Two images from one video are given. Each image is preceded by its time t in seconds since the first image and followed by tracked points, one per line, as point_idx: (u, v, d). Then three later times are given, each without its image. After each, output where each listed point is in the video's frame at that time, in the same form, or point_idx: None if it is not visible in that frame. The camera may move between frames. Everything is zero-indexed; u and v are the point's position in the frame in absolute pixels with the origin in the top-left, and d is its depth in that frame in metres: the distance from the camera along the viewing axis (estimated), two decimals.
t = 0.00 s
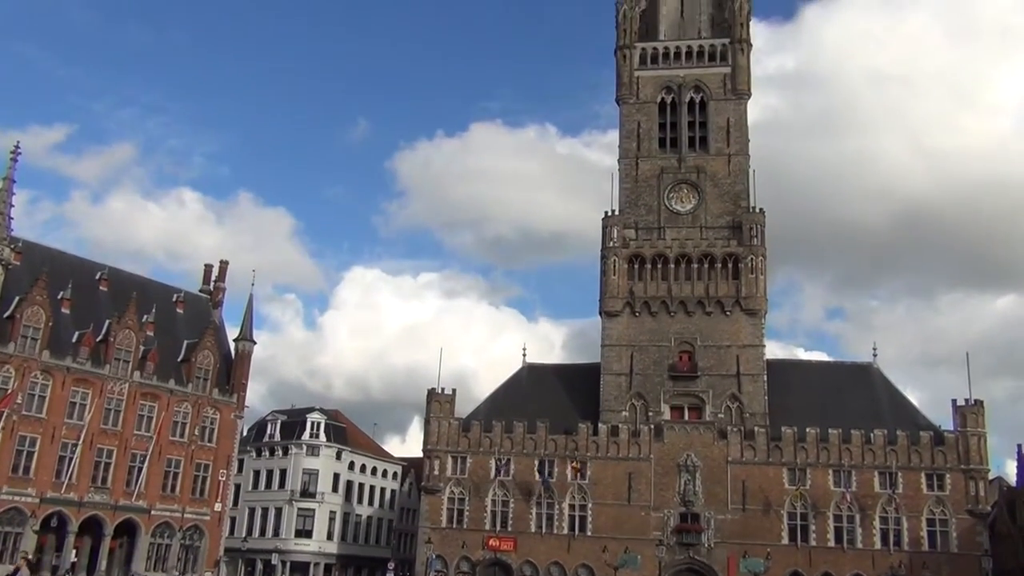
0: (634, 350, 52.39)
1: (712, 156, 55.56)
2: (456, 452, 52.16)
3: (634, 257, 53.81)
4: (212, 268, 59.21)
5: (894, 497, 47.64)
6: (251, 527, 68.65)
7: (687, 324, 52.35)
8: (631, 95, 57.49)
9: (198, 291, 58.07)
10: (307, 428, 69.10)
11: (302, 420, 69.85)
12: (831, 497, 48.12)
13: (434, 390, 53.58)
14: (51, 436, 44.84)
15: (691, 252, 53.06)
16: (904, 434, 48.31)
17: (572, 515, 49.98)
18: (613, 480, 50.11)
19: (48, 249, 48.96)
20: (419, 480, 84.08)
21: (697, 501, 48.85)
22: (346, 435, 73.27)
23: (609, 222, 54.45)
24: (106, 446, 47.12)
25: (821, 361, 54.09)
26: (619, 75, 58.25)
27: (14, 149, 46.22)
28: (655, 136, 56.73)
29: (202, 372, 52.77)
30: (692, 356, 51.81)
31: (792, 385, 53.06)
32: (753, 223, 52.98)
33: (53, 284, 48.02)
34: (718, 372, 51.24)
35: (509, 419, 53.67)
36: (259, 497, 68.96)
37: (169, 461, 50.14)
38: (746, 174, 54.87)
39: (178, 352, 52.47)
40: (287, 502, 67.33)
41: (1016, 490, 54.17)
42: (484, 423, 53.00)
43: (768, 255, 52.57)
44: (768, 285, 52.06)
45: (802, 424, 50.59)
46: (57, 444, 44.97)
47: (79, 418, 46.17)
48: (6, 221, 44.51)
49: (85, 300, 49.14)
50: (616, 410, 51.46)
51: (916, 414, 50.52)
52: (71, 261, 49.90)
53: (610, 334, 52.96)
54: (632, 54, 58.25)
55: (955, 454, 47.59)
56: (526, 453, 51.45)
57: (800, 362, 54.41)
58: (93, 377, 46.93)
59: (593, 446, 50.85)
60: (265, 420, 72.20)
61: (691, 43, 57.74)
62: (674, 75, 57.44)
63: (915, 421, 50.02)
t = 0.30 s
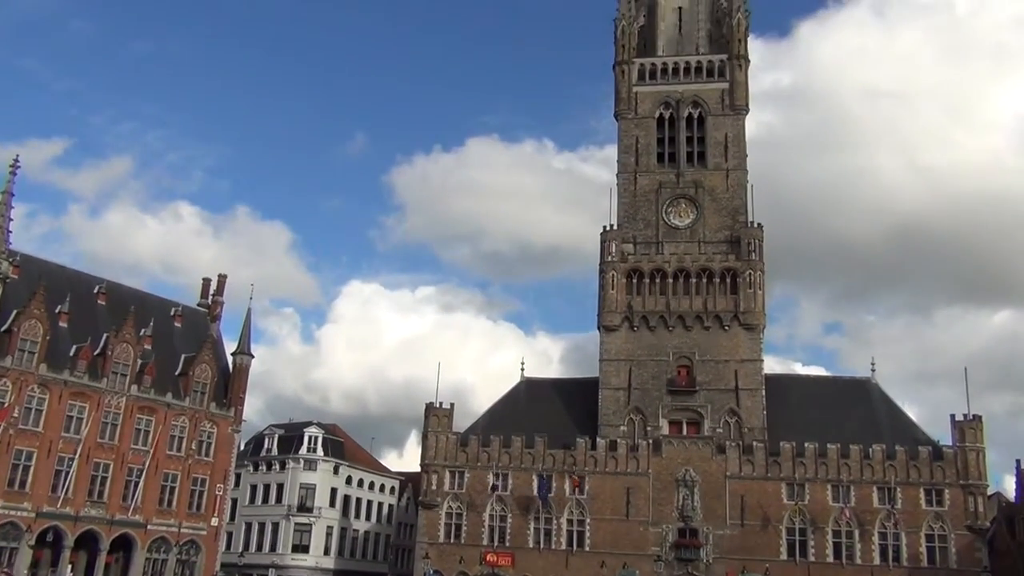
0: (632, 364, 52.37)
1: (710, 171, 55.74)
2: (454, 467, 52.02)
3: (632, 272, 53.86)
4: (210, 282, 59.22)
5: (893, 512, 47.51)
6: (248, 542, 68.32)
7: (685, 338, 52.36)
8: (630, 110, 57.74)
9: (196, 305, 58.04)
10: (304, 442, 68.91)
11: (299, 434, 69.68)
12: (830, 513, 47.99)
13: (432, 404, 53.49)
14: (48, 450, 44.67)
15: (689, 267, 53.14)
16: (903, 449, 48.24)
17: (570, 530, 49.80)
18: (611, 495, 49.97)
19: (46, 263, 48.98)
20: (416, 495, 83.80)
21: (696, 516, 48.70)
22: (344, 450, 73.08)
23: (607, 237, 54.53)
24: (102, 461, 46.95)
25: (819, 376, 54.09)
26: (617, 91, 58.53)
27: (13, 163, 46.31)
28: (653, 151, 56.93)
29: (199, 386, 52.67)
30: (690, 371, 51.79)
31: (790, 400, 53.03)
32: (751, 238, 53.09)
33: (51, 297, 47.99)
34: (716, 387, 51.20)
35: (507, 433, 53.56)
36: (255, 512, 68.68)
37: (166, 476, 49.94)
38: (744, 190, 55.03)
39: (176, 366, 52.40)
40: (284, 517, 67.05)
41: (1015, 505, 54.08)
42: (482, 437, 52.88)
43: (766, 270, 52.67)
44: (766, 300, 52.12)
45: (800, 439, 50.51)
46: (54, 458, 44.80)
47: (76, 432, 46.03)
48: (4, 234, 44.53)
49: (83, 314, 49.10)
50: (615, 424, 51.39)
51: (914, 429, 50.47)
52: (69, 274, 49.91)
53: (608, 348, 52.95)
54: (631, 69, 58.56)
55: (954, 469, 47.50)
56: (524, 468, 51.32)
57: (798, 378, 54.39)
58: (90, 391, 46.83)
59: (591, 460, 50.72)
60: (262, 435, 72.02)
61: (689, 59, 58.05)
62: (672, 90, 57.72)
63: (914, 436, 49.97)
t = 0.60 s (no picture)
0: (630, 378, 52.32)
1: (708, 186, 55.90)
2: (452, 481, 51.86)
3: (630, 286, 53.89)
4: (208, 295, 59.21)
5: (891, 528, 47.36)
6: (244, 556, 67.92)
7: (683, 352, 52.35)
8: (628, 125, 57.96)
9: (194, 318, 57.99)
10: (301, 456, 68.70)
11: (296, 447, 69.48)
12: (829, 528, 47.83)
13: (430, 418, 53.40)
14: (44, 463, 44.49)
15: (687, 281, 53.19)
16: (901, 464, 48.15)
17: (567, 545, 49.60)
18: (609, 509, 49.82)
19: (44, 275, 48.96)
20: (414, 509, 83.47)
21: (694, 531, 48.53)
22: (341, 464, 72.82)
23: (606, 250, 54.59)
24: (99, 474, 46.77)
25: (817, 390, 54.06)
26: (616, 105, 58.78)
27: (12, 175, 46.37)
28: (652, 166, 57.10)
29: (196, 399, 52.56)
30: (689, 386, 51.74)
31: (788, 415, 52.98)
32: (749, 252, 53.17)
33: (49, 310, 47.95)
34: (715, 401, 51.15)
35: (505, 447, 53.45)
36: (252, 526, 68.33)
37: (162, 489, 49.75)
38: (743, 204, 55.17)
39: (173, 378, 52.31)
40: (281, 531, 66.71)
41: (1014, 520, 53.97)
42: (480, 451, 52.77)
43: (764, 284, 52.73)
44: (764, 314, 52.16)
45: (799, 454, 50.41)
46: (50, 471, 44.63)
47: (72, 445, 45.88)
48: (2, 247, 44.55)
49: (80, 326, 49.04)
50: (613, 439, 51.30)
51: (913, 443, 50.41)
52: (67, 286, 49.89)
53: (607, 362, 52.91)
54: (629, 84, 58.81)
55: (953, 484, 47.39)
56: (522, 482, 51.17)
57: (797, 392, 54.34)
58: (87, 403, 46.72)
59: (589, 474, 50.58)
60: (259, 448, 71.80)
61: (687, 74, 58.33)
62: (670, 105, 57.95)
63: (913, 451, 49.90)
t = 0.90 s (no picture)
0: (628, 392, 52.28)
1: (707, 200, 56.05)
2: (449, 494, 51.71)
3: (629, 299, 53.92)
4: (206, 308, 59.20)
5: (890, 543, 47.22)
6: (240, 570, 67.47)
7: (682, 366, 52.33)
8: (626, 139, 58.17)
9: (192, 330, 57.95)
10: (299, 469, 68.50)
11: (294, 460, 69.31)
12: (827, 542, 47.69)
13: (428, 431, 53.30)
14: (40, 475, 44.34)
15: (685, 295, 53.23)
16: (900, 479, 48.08)
17: (565, 559, 49.41)
18: (607, 523, 49.67)
19: (42, 287, 48.95)
20: (411, 522, 83.17)
21: (692, 546, 48.37)
22: (339, 477, 72.61)
23: (604, 264, 54.65)
24: (95, 486, 46.62)
25: (815, 404, 54.03)
26: (614, 119, 59.01)
27: (11, 187, 46.42)
28: (650, 179, 57.27)
29: (194, 412, 52.46)
30: (687, 399, 51.70)
31: (786, 429, 52.93)
32: (747, 266, 53.25)
33: (47, 322, 47.93)
34: (713, 415, 51.11)
35: (502, 460, 53.34)
36: (249, 539, 68.00)
37: (159, 502, 49.57)
38: (741, 218, 55.31)
39: (170, 391, 52.22)
40: (277, 544, 66.33)
41: (1013, 535, 53.86)
42: (477, 464, 52.66)
43: (762, 298, 52.80)
44: (762, 327, 52.20)
45: (797, 468, 50.34)
46: (46, 484, 44.47)
47: (69, 457, 45.75)
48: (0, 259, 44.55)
49: (78, 339, 49.01)
50: (611, 452, 51.21)
51: (911, 458, 50.35)
52: (65, 298, 49.86)
53: (605, 375, 52.88)
54: (627, 98, 59.07)
55: (951, 499, 47.30)
56: (520, 495, 51.03)
57: (794, 407, 54.32)
58: (84, 416, 46.62)
59: (587, 488, 50.46)
60: (256, 461, 71.58)
61: (686, 89, 58.60)
62: (668, 120, 58.19)
63: (911, 465, 49.83)
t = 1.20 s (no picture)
0: (627, 405, 52.20)
1: (705, 213, 56.16)
2: (447, 508, 51.53)
3: (627, 312, 53.92)
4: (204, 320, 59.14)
5: (889, 557, 47.05)
6: None
7: (680, 379, 52.28)
8: (625, 152, 58.33)
9: (190, 342, 57.88)
10: (296, 481, 68.24)
11: (291, 472, 69.07)
12: (826, 557, 47.53)
13: (426, 444, 53.20)
14: (37, 488, 44.19)
15: (684, 308, 53.26)
16: (899, 493, 47.97)
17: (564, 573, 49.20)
18: (605, 537, 49.49)
19: (40, 299, 48.91)
20: (409, 535, 82.84)
21: (691, 560, 48.19)
22: (336, 489, 72.38)
23: (602, 277, 54.69)
24: (92, 498, 46.46)
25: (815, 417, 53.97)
26: (613, 132, 59.19)
27: (9, 199, 46.44)
28: (648, 193, 57.39)
29: (191, 424, 52.34)
30: (685, 413, 51.63)
31: (786, 442, 52.84)
32: (746, 279, 53.31)
33: (45, 334, 47.87)
34: (711, 428, 51.03)
35: (501, 474, 53.20)
36: (245, 552, 67.69)
37: (156, 514, 49.38)
38: (739, 231, 55.40)
39: (168, 403, 52.10)
40: (274, 558, 66.01)
41: (1012, 549, 53.71)
42: (475, 478, 52.51)
43: (761, 311, 52.82)
44: (761, 341, 52.19)
45: (796, 482, 50.22)
46: (43, 496, 44.30)
47: (66, 469, 45.62)
48: None
49: (76, 351, 48.93)
50: (609, 466, 51.10)
51: (910, 472, 50.27)
52: (63, 310, 49.80)
53: (603, 389, 52.83)
54: (626, 112, 59.28)
55: (951, 513, 47.19)
56: (518, 509, 50.86)
57: (793, 420, 54.25)
58: (81, 428, 46.52)
59: (586, 502, 50.32)
60: (253, 474, 71.37)
61: (684, 102, 58.82)
62: (667, 133, 58.38)
63: (910, 479, 49.75)
